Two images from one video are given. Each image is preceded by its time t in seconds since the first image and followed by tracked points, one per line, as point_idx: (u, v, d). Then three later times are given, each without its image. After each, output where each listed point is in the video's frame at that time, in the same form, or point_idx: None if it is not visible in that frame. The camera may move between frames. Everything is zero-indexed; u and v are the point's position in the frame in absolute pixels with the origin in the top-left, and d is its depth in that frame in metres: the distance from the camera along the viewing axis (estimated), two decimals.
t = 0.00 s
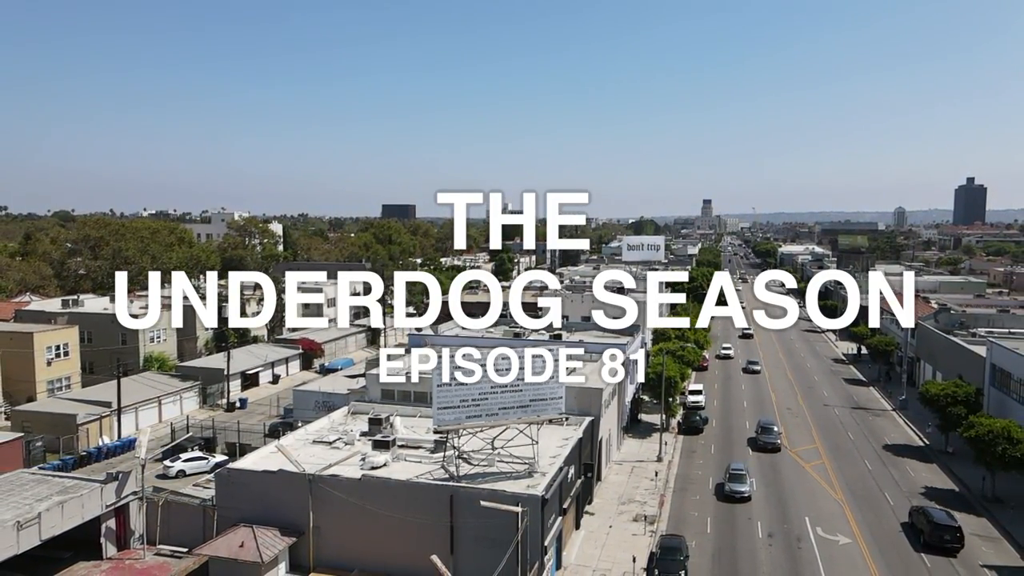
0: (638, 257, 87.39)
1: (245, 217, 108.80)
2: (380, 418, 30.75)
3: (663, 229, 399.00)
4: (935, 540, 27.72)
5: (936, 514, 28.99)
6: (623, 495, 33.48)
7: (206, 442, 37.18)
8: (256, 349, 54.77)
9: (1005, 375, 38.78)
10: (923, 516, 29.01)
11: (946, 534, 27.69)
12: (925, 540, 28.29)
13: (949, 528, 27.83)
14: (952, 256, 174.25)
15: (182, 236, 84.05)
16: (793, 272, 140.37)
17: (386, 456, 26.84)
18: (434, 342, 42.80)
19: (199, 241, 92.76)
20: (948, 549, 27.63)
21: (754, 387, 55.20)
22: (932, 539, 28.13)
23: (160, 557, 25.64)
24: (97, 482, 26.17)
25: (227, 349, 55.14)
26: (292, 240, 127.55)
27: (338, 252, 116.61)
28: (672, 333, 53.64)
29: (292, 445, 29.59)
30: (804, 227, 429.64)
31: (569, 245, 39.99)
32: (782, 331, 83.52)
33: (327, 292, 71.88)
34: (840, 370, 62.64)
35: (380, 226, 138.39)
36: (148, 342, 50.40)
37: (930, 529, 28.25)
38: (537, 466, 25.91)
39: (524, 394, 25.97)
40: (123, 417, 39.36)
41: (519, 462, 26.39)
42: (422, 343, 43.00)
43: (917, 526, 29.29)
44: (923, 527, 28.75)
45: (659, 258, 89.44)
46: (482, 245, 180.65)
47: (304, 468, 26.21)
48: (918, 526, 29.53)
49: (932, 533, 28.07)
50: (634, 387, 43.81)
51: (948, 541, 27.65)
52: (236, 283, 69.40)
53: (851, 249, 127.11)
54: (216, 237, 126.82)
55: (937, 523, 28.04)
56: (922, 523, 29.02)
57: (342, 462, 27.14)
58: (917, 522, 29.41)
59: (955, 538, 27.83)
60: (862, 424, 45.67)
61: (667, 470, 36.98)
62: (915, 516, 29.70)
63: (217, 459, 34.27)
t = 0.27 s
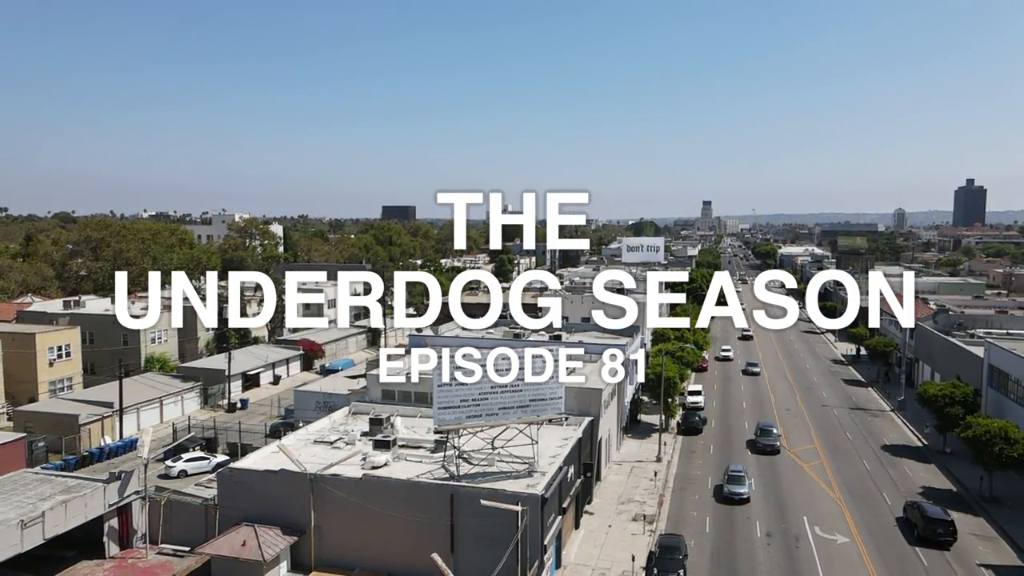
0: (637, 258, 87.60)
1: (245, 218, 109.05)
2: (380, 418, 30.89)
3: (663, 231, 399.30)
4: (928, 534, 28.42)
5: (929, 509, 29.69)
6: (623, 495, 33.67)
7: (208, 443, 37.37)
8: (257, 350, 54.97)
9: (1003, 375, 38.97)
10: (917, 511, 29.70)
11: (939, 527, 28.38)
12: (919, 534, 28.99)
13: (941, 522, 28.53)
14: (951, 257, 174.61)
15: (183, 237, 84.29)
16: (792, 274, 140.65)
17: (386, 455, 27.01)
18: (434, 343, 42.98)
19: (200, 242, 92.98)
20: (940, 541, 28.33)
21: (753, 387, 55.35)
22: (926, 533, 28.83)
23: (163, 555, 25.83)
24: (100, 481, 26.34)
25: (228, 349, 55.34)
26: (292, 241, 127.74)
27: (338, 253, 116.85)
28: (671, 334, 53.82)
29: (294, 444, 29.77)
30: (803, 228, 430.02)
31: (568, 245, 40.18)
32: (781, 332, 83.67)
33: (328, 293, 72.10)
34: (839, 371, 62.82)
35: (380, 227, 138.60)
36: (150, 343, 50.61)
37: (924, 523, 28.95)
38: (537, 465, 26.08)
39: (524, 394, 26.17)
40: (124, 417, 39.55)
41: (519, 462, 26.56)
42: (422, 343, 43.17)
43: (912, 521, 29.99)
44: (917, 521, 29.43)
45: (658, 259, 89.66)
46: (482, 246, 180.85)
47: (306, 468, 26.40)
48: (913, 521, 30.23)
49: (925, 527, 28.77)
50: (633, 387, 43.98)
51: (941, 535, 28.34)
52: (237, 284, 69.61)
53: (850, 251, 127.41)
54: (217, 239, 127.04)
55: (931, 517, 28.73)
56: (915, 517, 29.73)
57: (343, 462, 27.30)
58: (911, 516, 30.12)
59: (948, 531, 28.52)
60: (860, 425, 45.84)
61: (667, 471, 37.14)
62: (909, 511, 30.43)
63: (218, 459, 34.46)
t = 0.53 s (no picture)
0: (637, 259, 87.79)
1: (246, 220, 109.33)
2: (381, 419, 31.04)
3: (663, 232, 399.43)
4: (922, 527, 29.18)
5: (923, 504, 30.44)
6: (622, 495, 33.86)
7: (209, 443, 37.56)
8: (258, 351, 55.18)
9: (1001, 376, 39.12)
10: (910, 505, 30.45)
11: (933, 521, 29.17)
12: (913, 528, 29.71)
13: (934, 516, 29.32)
14: (951, 258, 174.76)
15: (183, 239, 84.55)
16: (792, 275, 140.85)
17: (387, 455, 27.19)
18: (435, 343, 43.18)
19: (200, 244, 93.26)
20: (934, 535, 29.05)
21: (752, 388, 55.53)
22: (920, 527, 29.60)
23: (165, 555, 26.02)
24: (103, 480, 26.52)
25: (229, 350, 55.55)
26: (293, 243, 127.98)
27: (338, 254, 117.10)
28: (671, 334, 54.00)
29: (295, 444, 29.95)
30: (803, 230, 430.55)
31: (568, 245, 40.34)
32: (781, 333, 83.84)
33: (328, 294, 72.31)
34: (838, 372, 63.00)
35: (381, 229, 138.83)
36: (151, 344, 50.84)
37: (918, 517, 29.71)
38: (536, 465, 26.26)
39: (523, 394, 26.37)
40: (126, 417, 39.75)
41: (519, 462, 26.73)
42: (422, 344, 43.35)
43: (906, 516, 30.71)
44: (911, 516, 30.19)
45: (658, 260, 89.84)
46: (482, 248, 181.03)
47: (307, 468, 26.58)
48: (908, 516, 30.93)
49: (919, 521, 29.53)
50: (632, 388, 44.16)
51: (934, 529, 29.12)
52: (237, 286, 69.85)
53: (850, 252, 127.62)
54: (217, 240, 127.38)
55: (925, 511, 29.50)
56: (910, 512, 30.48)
57: (344, 462, 27.48)
58: (906, 511, 30.83)
59: (941, 525, 29.34)
60: (859, 425, 46.02)
61: (666, 471, 37.32)
62: (905, 506, 31.10)
63: (220, 459, 34.66)
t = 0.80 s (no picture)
0: (636, 260, 87.97)
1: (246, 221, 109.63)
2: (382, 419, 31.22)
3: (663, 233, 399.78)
4: (916, 522, 29.75)
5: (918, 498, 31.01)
6: (621, 495, 34.04)
7: (211, 443, 37.75)
8: (258, 351, 55.38)
9: (998, 377, 39.31)
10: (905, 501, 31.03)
11: (927, 516, 29.78)
12: (907, 523, 30.31)
13: (928, 511, 29.91)
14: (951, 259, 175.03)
15: (184, 240, 84.81)
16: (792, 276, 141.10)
17: (387, 455, 27.37)
18: (435, 344, 43.37)
19: (201, 245, 93.58)
20: (928, 529, 29.66)
21: (751, 389, 55.71)
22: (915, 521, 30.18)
23: (167, 554, 26.22)
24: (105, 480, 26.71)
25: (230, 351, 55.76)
26: (293, 244, 128.23)
27: (339, 255, 117.39)
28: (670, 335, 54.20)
29: (296, 444, 30.12)
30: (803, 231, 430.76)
31: (569, 246, 40.52)
32: (780, 334, 84.03)
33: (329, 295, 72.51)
34: (837, 373, 63.18)
35: (381, 230, 139.09)
36: (152, 345, 51.06)
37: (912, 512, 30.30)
38: (536, 465, 26.44)
39: (523, 394, 26.55)
40: (128, 418, 39.96)
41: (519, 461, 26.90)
42: (423, 344, 43.55)
43: (900, 510, 31.30)
44: (906, 511, 30.79)
45: (658, 261, 90.05)
46: (482, 249, 181.25)
47: (308, 467, 26.77)
48: (902, 511, 31.54)
49: (914, 516, 30.11)
50: (632, 388, 44.35)
51: (928, 523, 29.73)
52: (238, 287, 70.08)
53: (850, 253, 127.88)
54: (218, 242, 127.63)
55: (919, 506, 30.08)
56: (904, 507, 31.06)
57: (345, 461, 27.65)
58: (901, 506, 31.43)
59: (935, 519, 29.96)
60: (857, 426, 46.20)
61: (665, 471, 37.48)
62: (899, 501, 31.66)
63: (221, 459, 34.86)
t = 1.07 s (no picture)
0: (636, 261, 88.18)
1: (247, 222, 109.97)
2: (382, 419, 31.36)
3: (663, 235, 400.04)
4: (910, 516, 30.59)
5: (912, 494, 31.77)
6: (620, 494, 34.24)
7: (212, 444, 37.93)
8: (259, 352, 55.55)
9: (996, 377, 39.50)
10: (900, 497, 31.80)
11: (920, 512, 30.58)
12: (902, 518, 31.14)
13: (922, 506, 30.69)
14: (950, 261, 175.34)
15: (185, 241, 85.05)
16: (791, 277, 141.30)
17: (388, 455, 27.54)
18: (435, 344, 43.54)
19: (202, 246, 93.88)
20: (921, 524, 30.47)
21: (750, 390, 55.86)
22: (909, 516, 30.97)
23: (169, 553, 26.40)
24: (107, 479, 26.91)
25: (231, 352, 55.96)
26: (293, 244, 128.58)
27: (339, 257, 117.76)
28: (669, 336, 54.37)
29: (297, 445, 30.27)
30: (803, 233, 430.72)
31: (569, 246, 40.72)
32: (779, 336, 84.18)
33: (328, 296, 73.00)
34: (836, 374, 63.35)
35: (381, 231, 139.32)
36: (153, 345, 51.28)
37: (907, 507, 31.10)
38: (536, 465, 26.61)
39: (523, 393, 26.72)
40: (130, 418, 40.17)
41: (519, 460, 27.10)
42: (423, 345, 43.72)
43: (896, 505, 32.11)
44: (901, 506, 31.57)
45: (658, 263, 90.26)
46: (482, 250, 181.41)
47: (309, 467, 26.97)
48: (897, 506, 32.33)
49: (908, 511, 30.93)
50: (631, 389, 44.53)
51: (922, 518, 30.55)
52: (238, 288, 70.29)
53: (849, 255, 128.10)
54: (219, 243, 127.88)
55: (913, 502, 30.86)
56: (900, 503, 31.82)
57: (345, 461, 27.83)
58: (896, 502, 32.20)
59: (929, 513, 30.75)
60: (856, 427, 46.36)
61: (664, 472, 37.68)
62: (895, 496, 32.44)
63: (222, 460, 35.03)
